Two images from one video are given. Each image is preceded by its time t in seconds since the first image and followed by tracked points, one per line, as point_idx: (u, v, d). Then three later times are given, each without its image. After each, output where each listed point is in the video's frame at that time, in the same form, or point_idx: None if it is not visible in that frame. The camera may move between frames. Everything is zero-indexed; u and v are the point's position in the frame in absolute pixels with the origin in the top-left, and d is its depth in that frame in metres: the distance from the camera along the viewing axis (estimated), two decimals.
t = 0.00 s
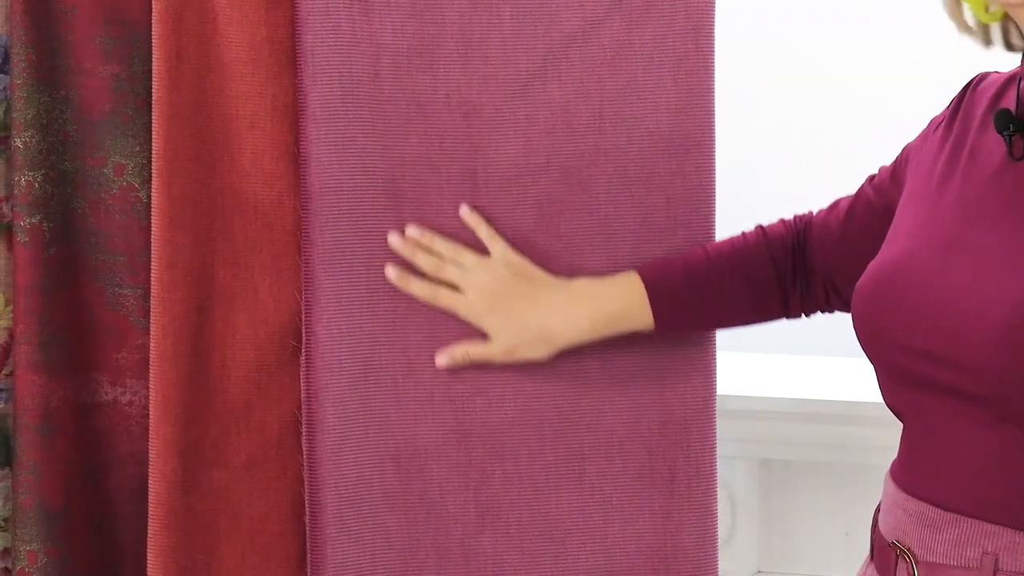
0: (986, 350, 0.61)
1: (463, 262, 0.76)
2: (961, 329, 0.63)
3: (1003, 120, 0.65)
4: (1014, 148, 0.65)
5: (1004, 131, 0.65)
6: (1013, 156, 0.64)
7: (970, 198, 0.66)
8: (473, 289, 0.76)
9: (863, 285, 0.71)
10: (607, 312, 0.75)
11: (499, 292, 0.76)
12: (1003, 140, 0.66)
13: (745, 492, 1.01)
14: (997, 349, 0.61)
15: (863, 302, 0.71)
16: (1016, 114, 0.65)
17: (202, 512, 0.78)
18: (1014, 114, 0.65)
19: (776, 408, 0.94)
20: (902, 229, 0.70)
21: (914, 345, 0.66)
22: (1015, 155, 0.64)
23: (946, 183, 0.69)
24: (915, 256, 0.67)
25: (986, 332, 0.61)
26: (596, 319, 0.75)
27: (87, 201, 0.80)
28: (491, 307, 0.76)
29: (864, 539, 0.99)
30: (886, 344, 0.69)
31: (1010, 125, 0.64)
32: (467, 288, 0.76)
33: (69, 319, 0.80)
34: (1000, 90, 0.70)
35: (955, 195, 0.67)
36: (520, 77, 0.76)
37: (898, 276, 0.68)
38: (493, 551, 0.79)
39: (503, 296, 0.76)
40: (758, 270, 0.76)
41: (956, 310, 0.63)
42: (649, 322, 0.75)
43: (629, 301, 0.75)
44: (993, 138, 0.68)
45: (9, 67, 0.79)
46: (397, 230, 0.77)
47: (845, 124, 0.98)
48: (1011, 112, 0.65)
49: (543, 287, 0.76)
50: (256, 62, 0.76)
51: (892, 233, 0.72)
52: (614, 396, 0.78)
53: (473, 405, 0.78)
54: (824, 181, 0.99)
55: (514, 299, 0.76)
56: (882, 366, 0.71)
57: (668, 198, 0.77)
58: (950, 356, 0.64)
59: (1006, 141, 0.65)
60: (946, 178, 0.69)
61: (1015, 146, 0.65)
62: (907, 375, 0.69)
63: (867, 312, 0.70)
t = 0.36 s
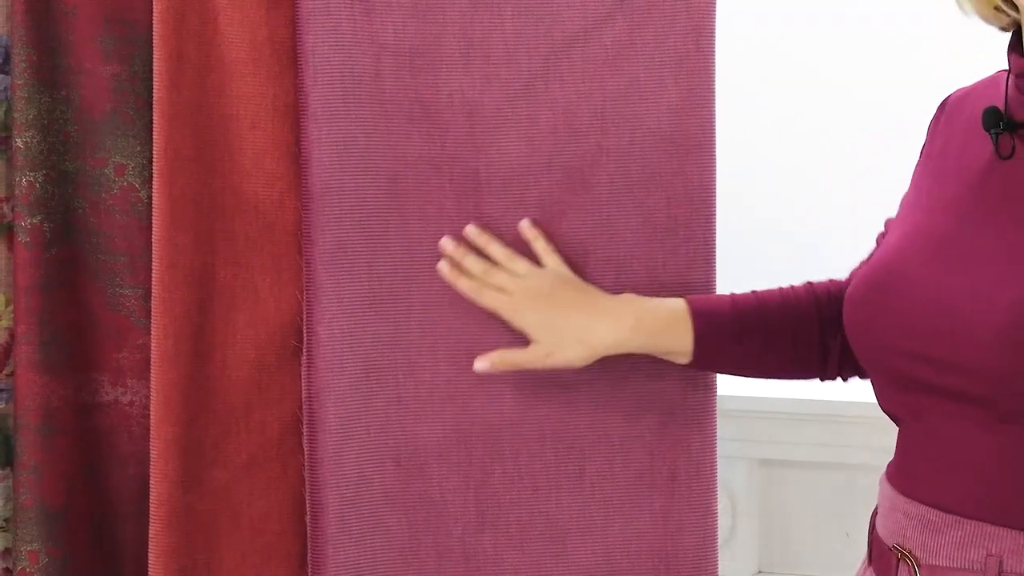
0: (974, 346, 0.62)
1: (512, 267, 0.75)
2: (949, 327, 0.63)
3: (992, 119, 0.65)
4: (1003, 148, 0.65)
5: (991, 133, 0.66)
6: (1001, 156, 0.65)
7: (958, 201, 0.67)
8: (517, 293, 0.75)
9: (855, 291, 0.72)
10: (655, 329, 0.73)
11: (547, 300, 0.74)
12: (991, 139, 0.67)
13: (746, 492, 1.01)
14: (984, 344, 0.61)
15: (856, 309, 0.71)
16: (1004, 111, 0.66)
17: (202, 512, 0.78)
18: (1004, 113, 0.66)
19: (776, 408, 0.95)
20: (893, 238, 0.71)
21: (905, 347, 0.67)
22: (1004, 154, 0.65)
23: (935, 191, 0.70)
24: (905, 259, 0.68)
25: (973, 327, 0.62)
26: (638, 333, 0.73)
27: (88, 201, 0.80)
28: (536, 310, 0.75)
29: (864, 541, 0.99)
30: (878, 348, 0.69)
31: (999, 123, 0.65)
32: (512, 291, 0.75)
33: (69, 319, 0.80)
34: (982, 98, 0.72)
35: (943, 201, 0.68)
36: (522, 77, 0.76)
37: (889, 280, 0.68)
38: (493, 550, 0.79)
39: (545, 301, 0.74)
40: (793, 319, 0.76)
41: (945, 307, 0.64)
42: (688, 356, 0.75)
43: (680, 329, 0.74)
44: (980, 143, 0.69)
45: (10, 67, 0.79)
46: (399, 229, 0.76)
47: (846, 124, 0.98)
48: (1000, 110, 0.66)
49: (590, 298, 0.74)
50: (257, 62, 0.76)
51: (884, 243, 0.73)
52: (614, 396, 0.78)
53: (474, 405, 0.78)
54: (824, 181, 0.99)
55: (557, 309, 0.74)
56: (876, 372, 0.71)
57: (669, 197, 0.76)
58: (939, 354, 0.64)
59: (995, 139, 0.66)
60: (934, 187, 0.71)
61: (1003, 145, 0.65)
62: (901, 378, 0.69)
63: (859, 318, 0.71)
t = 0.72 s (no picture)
0: (968, 341, 0.62)
1: (566, 262, 0.75)
2: (942, 325, 0.64)
3: (985, 122, 0.66)
4: (997, 149, 0.66)
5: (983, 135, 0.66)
6: (995, 157, 0.65)
7: (951, 203, 0.68)
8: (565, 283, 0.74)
9: (851, 294, 0.72)
10: (700, 337, 0.75)
11: (592, 295, 0.74)
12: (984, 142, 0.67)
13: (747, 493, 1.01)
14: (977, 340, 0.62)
15: (853, 311, 0.72)
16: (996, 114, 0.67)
17: (203, 513, 0.78)
18: (995, 115, 0.66)
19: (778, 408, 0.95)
20: (886, 241, 0.72)
21: (899, 346, 0.67)
22: (997, 155, 0.65)
23: (927, 195, 0.71)
24: (898, 260, 0.69)
25: (966, 323, 0.62)
26: (682, 340, 0.74)
27: (88, 202, 0.80)
28: (581, 302, 0.74)
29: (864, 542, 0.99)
30: (873, 349, 0.70)
31: (992, 126, 0.66)
32: (562, 281, 0.74)
33: (70, 319, 0.80)
34: (970, 104, 0.73)
35: (935, 203, 0.69)
36: (523, 77, 0.76)
37: (885, 282, 0.69)
38: (495, 551, 0.79)
39: (594, 297, 0.74)
40: (792, 355, 0.78)
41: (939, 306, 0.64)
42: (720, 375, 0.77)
43: (722, 345, 0.76)
44: (969, 146, 0.70)
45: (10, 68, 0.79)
46: (402, 229, 0.76)
47: (846, 125, 0.98)
48: (992, 113, 0.66)
49: (639, 301, 0.75)
50: (258, 63, 0.76)
51: (878, 247, 0.73)
52: (615, 396, 0.78)
53: (476, 405, 0.78)
54: (824, 182, 0.99)
55: (603, 307, 0.74)
56: (872, 371, 0.72)
57: (671, 198, 0.76)
58: (933, 352, 0.65)
59: (987, 141, 0.66)
60: (928, 191, 0.72)
61: (997, 146, 0.66)
62: (898, 378, 0.69)
63: (855, 320, 0.71)
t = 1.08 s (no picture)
0: (965, 341, 0.62)
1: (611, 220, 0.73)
2: (937, 326, 0.64)
3: (969, 127, 0.67)
4: (983, 153, 0.66)
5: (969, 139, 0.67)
6: (981, 161, 0.66)
7: (938, 204, 0.68)
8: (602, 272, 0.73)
9: (841, 299, 0.72)
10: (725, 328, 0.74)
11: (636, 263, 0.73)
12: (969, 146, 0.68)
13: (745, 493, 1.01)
14: (975, 340, 0.62)
15: (844, 316, 0.72)
16: (979, 118, 0.68)
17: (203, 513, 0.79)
18: (980, 120, 0.67)
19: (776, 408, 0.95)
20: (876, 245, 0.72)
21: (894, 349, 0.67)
22: (983, 158, 0.66)
23: (915, 198, 0.71)
24: (890, 263, 0.69)
25: (962, 324, 0.63)
26: (715, 332, 0.74)
27: (87, 202, 0.80)
28: (626, 270, 0.73)
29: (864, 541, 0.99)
30: (866, 353, 0.70)
31: (975, 130, 0.66)
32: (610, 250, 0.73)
33: (69, 320, 0.80)
34: (950, 109, 0.74)
35: (922, 206, 0.70)
36: (523, 77, 0.76)
37: (877, 285, 0.69)
38: (494, 551, 0.79)
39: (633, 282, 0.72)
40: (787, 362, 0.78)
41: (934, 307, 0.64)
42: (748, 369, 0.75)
43: (750, 341, 0.75)
44: (955, 149, 0.70)
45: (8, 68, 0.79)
46: (401, 230, 0.76)
47: (843, 126, 0.99)
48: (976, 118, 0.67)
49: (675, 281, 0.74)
50: (258, 63, 0.76)
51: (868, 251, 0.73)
52: (615, 396, 0.78)
53: (476, 406, 0.78)
54: (821, 183, 1.00)
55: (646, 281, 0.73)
56: (865, 376, 0.72)
57: (670, 198, 0.77)
58: (929, 355, 0.65)
59: (973, 145, 0.67)
60: (913, 195, 0.72)
61: (981, 150, 0.66)
62: (892, 381, 0.69)
63: (847, 325, 0.71)
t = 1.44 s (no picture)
0: (969, 337, 0.62)
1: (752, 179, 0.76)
2: (942, 323, 0.64)
3: (982, 124, 0.65)
4: (995, 153, 0.65)
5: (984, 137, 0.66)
6: (994, 160, 0.65)
7: (948, 203, 0.68)
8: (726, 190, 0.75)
9: (847, 298, 0.72)
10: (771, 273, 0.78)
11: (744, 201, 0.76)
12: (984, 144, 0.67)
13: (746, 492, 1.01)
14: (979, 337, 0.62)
15: (851, 314, 0.71)
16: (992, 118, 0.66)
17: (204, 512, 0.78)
18: (995, 117, 0.66)
19: (776, 404, 0.95)
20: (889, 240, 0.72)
21: (897, 345, 0.67)
22: (997, 158, 0.65)
23: (932, 195, 0.71)
24: (896, 261, 0.69)
25: (966, 322, 0.62)
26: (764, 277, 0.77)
27: (88, 202, 0.80)
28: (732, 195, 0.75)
29: (864, 540, 0.99)
30: (871, 348, 0.70)
31: (988, 129, 0.65)
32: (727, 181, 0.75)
33: (69, 319, 0.80)
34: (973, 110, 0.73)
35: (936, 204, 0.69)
36: (525, 76, 0.76)
37: (883, 283, 0.69)
38: (495, 551, 0.79)
39: (737, 219, 0.75)
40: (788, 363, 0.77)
41: (939, 304, 0.64)
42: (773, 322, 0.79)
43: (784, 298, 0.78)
44: (972, 147, 0.69)
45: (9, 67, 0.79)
46: (402, 230, 0.76)
47: (844, 126, 0.99)
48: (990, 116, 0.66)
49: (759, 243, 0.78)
50: (258, 62, 0.76)
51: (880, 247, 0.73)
52: (616, 396, 0.78)
53: (478, 406, 0.78)
54: (822, 184, 1.00)
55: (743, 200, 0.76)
56: (870, 373, 0.72)
57: (671, 197, 0.77)
58: (932, 352, 0.65)
59: (987, 144, 0.66)
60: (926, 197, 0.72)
61: (995, 150, 0.65)
62: (896, 380, 0.69)
63: (852, 319, 0.71)
